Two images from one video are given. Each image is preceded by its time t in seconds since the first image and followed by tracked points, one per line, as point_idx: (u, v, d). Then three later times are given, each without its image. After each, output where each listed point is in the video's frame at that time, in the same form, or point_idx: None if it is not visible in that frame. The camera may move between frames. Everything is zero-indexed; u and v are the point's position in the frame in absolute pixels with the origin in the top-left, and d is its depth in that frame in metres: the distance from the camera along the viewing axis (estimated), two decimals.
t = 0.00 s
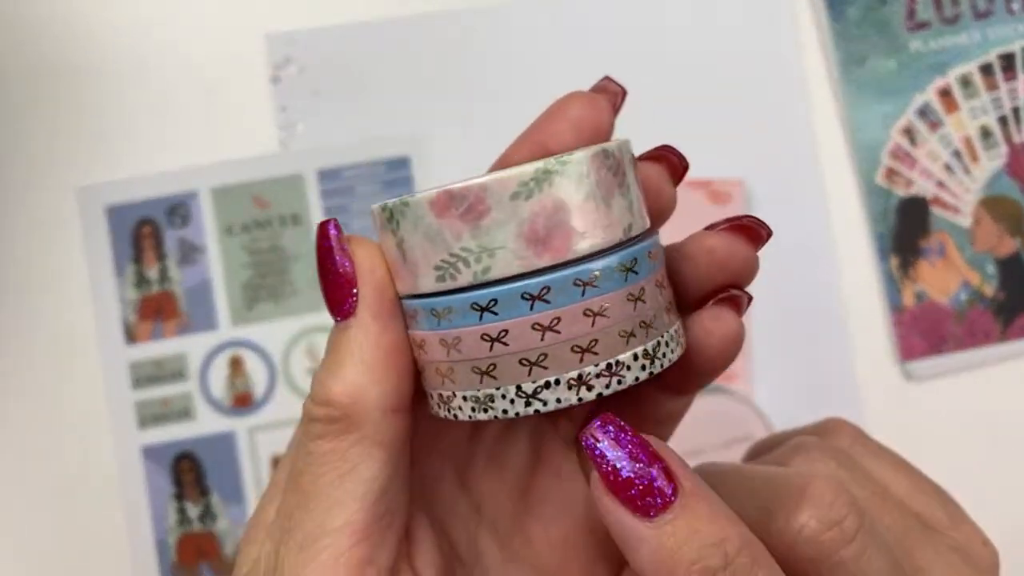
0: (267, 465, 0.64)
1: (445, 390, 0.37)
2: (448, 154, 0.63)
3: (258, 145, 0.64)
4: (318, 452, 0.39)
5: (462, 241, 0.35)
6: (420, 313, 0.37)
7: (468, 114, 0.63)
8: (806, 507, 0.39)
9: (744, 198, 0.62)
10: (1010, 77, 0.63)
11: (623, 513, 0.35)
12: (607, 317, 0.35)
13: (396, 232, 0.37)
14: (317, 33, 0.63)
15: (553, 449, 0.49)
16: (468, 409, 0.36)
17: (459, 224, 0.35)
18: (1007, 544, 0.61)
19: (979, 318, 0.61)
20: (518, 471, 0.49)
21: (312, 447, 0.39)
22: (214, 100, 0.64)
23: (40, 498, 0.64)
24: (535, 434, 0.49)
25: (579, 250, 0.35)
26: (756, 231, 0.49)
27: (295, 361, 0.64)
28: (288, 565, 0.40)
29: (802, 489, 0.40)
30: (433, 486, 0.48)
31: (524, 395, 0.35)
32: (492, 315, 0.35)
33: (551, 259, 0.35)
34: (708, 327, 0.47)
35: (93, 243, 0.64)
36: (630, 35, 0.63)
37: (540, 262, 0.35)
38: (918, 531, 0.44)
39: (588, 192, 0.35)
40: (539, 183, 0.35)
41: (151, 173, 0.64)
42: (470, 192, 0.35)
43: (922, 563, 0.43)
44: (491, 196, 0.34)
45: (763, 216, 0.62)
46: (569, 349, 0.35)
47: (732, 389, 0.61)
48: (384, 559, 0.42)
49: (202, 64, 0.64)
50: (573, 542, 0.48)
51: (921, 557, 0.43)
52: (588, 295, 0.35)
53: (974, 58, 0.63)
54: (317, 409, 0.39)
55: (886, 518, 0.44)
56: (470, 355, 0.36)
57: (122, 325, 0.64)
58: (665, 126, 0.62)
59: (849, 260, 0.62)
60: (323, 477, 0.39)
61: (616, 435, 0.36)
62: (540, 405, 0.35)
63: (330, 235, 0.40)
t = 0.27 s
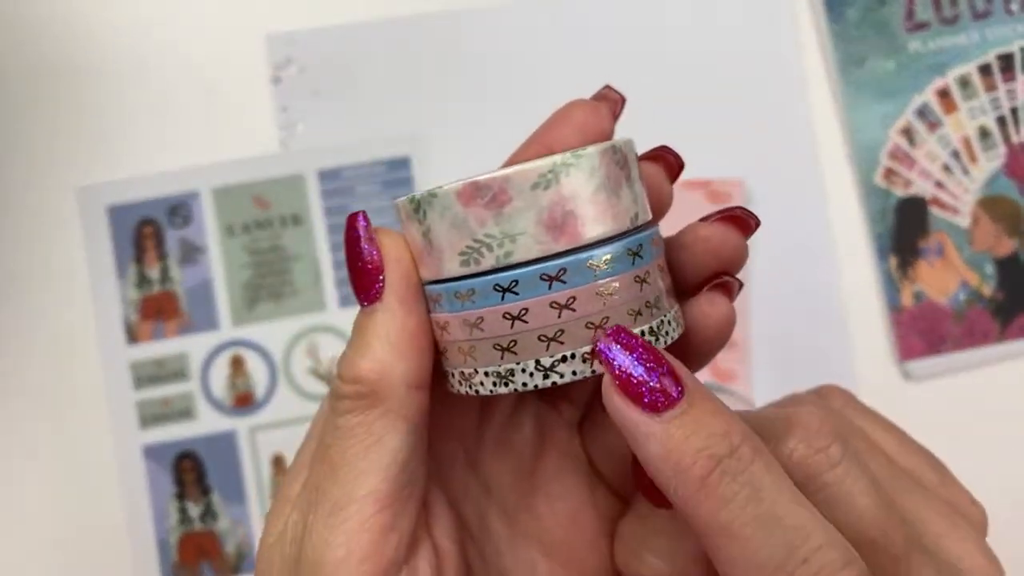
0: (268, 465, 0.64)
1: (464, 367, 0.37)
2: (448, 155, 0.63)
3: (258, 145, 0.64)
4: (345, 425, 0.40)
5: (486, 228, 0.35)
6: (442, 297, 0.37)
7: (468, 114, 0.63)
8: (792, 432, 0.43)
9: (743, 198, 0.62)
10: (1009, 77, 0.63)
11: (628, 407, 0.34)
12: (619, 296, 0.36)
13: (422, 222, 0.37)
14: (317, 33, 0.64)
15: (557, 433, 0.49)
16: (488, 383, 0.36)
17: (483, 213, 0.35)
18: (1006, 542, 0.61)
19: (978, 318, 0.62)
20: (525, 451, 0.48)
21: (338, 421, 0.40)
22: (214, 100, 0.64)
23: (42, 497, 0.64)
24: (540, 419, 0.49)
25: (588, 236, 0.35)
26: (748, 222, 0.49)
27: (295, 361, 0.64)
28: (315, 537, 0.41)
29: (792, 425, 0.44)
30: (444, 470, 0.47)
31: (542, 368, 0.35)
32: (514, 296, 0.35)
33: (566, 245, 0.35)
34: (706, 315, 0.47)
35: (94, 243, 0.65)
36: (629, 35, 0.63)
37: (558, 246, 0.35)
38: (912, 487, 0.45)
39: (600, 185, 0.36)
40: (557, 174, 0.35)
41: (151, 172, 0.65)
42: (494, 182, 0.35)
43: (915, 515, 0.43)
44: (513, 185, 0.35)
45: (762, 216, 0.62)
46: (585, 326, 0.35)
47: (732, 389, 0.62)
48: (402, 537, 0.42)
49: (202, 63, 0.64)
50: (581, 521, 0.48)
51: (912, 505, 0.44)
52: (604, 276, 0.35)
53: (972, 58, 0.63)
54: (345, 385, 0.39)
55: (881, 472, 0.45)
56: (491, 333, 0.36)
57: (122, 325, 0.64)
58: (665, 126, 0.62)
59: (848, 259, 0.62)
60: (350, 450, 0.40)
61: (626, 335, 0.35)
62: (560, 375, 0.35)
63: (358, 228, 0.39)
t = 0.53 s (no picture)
0: (269, 464, 0.64)
1: (474, 353, 0.37)
2: (448, 155, 0.63)
3: (258, 145, 0.64)
4: (361, 405, 0.40)
5: (497, 221, 0.35)
6: (455, 286, 0.37)
7: (468, 115, 0.63)
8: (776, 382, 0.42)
9: (743, 198, 0.62)
10: (1008, 78, 0.63)
11: (624, 345, 0.34)
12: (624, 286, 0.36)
13: (436, 216, 0.37)
14: (317, 33, 0.64)
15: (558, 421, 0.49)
16: (496, 368, 0.37)
17: (495, 207, 0.35)
18: (1006, 542, 0.61)
19: (977, 318, 0.62)
20: (529, 437, 0.48)
21: (354, 402, 0.40)
22: (214, 100, 0.64)
23: (43, 496, 0.64)
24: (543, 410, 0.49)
25: (592, 231, 0.35)
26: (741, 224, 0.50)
27: (295, 361, 0.64)
28: (328, 513, 0.41)
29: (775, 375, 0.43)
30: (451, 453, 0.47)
31: (548, 353, 0.36)
32: (522, 284, 0.35)
33: (573, 237, 0.35)
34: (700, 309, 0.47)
35: (94, 243, 0.65)
36: (629, 35, 0.63)
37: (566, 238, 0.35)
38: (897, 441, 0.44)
39: (605, 183, 0.36)
40: (563, 172, 0.35)
41: (151, 172, 0.65)
42: (506, 178, 0.35)
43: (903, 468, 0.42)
44: (523, 182, 0.35)
45: (762, 216, 0.62)
46: (590, 313, 0.35)
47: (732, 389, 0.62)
48: (413, 515, 0.43)
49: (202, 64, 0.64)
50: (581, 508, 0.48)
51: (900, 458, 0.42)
52: (610, 266, 0.35)
53: (971, 59, 0.63)
54: (362, 367, 0.40)
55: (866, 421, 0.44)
56: (500, 320, 0.36)
57: (123, 325, 0.65)
58: (665, 127, 0.62)
59: (848, 259, 0.62)
60: (365, 430, 0.40)
61: (616, 277, 0.35)
62: (566, 358, 0.36)
63: (377, 223, 0.39)
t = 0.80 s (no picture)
0: (269, 463, 0.64)
1: (465, 342, 0.38)
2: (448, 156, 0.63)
3: (259, 145, 0.64)
4: (357, 392, 0.40)
5: (488, 216, 0.36)
6: (446, 279, 0.38)
7: (468, 115, 0.63)
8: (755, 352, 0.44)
9: (742, 198, 0.62)
10: (1007, 78, 0.63)
11: (598, 299, 0.35)
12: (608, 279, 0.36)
13: (429, 211, 0.38)
14: (318, 33, 0.64)
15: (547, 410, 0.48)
16: (486, 357, 0.37)
17: (485, 203, 0.36)
18: (1005, 541, 0.61)
19: (976, 318, 0.62)
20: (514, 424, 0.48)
21: (351, 389, 0.40)
22: (215, 100, 0.65)
23: (45, 496, 0.65)
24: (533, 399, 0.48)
25: (578, 228, 0.36)
26: (718, 217, 0.50)
27: (296, 361, 0.64)
28: (328, 497, 0.41)
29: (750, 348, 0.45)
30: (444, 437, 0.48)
31: (536, 342, 0.37)
32: (512, 278, 0.36)
33: (560, 232, 0.36)
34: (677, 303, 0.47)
35: (95, 243, 0.65)
36: (629, 35, 0.63)
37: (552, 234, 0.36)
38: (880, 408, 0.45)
39: (591, 180, 0.37)
40: (551, 169, 0.36)
41: (152, 173, 0.65)
42: (497, 175, 0.36)
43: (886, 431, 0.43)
44: (513, 178, 0.36)
45: (761, 217, 0.62)
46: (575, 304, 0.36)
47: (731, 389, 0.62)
48: (410, 495, 0.42)
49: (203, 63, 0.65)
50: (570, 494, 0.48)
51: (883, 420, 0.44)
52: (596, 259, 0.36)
53: (971, 59, 0.63)
54: (358, 356, 0.39)
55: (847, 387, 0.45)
56: (490, 311, 0.37)
57: (124, 325, 0.65)
58: (664, 127, 0.63)
59: (847, 258, 0.62)
60: (361, 416, 0.40)
61: (595, 238, 0.36)
62: (553, 347, 0.37)
63: (373, 219, 0.39)
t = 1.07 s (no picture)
0: (269, 463, 0.64)
1: (476, 312, 0.38)
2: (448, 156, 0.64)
3: (259, 145, 0.64)
4: (360, 367, 0.40)
5: (504, 185, 0.36)
6: (454, 250, 0.37)
7: (467, 116, 0.63)
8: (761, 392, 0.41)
9: (742, 198, 0.62)
10: (1006, 78, 0.63)
11: (585, 358, 0.35)
12: (618, 245, 0.37)
13: (436, 180, 0.37)
14: (318, 34, 0.64)
15: (535, 374, 0.49)
16: (499, 326, 0.37)
17: (501, 171, 0.36)
18: (1003, 542, 0.61)
19: (975, 318, 0.62)
20: (507, 391, 0.48)
21: (352, 363, 0.40)
22: (215, 100, 0.65)
23: (46, 495, 0.65)
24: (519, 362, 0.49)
25: (590, 191, 0.37)
26: (696, 171, 0.50)
27: (296, 361, 0.64)
28: (334, 472, 0.41)
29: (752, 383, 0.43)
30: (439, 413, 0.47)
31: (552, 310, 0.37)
32: (528, 247, 0.36)
33: (575, 199, 0.36)
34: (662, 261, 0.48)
35: (96, 243, 0.65)
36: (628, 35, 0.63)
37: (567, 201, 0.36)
38: (881, 444, 0.44)
39: (600, 144, 0.37)
40: (565, 135, 0.36)
41: (154, 173, 0.65)
42: (512, 142, 0.36)
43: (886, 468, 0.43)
44: (529, 146, 0.36)
45: (761, 217, 0.62)
46: (589, 271, 0.37)
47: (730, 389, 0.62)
48: (417, 466, 0.42)
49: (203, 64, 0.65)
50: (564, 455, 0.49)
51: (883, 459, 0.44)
52: (608, 225, 0.37)
53: (970, 60, 0.63)
54: (363, 330, 0.39)
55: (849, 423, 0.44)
56: (505, 281, 0.37)
57: (125, 324, 0.65)
58: (663, 127, 0.63)
59: (846, 258, 0.62)
60: (366, 392, 0.40)
61: (584, 296, 0.36)
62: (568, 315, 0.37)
63: (370, 183, 0.39)
